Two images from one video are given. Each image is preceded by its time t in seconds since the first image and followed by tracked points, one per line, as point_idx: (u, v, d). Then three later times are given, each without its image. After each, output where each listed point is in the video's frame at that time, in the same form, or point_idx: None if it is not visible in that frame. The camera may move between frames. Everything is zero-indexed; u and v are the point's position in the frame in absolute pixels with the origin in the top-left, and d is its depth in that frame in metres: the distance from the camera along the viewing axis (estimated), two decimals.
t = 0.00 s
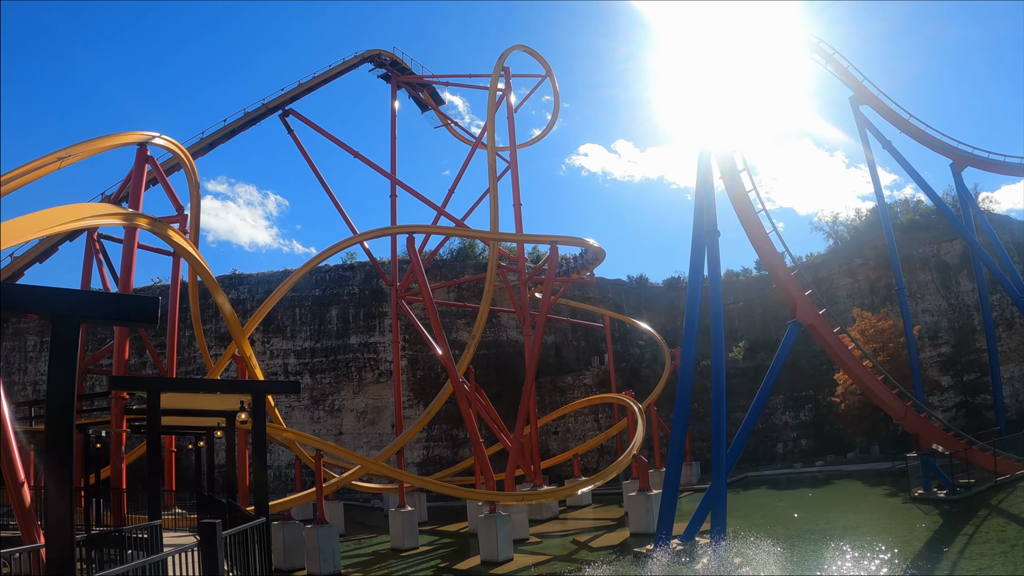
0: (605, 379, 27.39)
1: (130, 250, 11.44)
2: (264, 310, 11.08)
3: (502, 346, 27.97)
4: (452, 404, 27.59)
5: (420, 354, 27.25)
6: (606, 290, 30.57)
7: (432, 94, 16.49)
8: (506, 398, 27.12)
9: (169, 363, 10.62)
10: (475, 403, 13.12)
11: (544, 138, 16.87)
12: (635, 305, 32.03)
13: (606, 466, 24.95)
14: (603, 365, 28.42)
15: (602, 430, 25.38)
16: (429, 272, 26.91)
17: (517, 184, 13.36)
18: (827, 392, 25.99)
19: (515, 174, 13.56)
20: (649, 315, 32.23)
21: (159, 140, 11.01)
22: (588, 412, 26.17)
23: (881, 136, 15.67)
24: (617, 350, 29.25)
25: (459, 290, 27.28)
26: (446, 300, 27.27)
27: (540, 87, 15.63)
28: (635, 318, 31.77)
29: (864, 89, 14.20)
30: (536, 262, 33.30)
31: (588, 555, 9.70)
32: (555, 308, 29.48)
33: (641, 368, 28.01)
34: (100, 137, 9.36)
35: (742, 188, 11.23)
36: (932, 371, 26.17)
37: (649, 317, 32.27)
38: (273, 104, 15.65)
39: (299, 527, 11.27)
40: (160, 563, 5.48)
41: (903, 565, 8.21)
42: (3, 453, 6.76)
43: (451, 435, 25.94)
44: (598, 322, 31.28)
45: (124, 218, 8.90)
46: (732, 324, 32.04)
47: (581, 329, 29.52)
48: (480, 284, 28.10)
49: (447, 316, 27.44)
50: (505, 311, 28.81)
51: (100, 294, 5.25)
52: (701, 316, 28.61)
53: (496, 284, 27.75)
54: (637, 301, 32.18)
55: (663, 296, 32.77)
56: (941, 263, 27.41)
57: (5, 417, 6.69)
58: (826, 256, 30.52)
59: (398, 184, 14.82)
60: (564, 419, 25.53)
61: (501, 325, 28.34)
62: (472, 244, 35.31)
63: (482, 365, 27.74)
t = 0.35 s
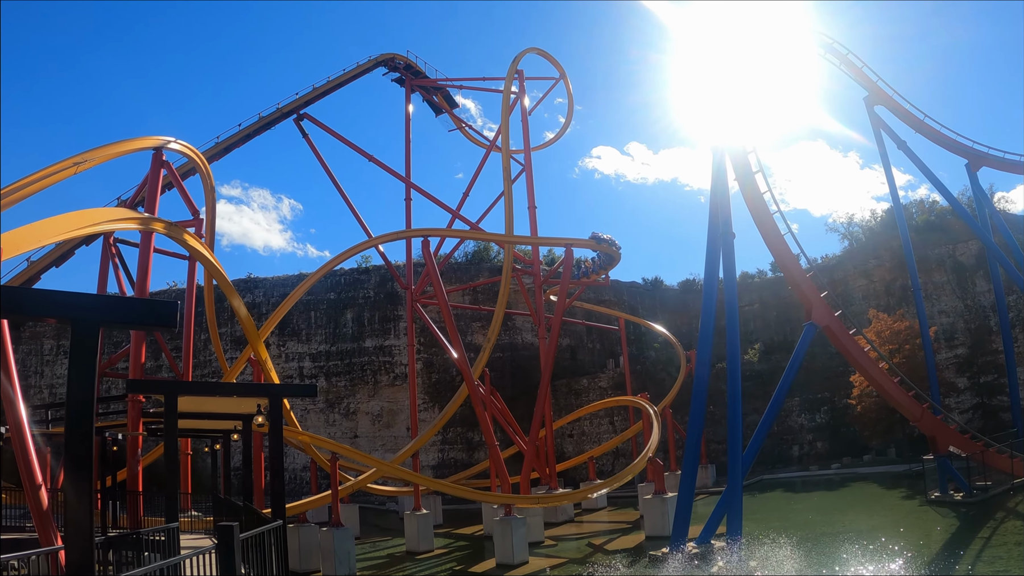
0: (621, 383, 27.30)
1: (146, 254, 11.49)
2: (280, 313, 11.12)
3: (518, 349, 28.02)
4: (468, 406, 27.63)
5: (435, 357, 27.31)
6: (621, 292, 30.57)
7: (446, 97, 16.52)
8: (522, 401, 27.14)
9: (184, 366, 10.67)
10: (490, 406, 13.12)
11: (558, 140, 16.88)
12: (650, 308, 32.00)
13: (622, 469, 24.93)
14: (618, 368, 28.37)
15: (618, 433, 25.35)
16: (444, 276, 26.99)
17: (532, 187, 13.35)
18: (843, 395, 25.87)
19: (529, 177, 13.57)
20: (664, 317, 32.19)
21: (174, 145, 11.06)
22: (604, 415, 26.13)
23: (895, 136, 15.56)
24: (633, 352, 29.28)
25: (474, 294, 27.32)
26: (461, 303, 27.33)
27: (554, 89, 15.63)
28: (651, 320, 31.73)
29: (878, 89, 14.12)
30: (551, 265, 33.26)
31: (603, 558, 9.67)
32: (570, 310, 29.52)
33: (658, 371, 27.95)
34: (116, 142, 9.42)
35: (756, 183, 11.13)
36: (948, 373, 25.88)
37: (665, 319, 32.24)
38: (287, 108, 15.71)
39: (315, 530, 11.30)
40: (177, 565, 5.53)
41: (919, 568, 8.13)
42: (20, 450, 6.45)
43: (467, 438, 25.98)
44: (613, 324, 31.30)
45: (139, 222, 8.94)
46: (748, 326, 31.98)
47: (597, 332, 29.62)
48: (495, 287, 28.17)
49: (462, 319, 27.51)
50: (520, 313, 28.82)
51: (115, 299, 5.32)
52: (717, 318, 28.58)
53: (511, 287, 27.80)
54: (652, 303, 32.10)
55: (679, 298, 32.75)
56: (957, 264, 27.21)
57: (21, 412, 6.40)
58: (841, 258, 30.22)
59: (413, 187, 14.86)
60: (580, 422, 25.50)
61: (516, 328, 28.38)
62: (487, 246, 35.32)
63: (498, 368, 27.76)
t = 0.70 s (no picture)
0: (659, 385, 26.92)
1: (185, 261, 11.62)
2: (318, 318, 11.21)
3: (555, 352, 28.02)
4: (506, 409, 27.69)
5: (473, 360, 27.36)
6: (657, 294, 30.49)
7: (480, 101, 16.56)
8: (561, 404, 27.17)
9: (223, 371, 10.77)
10: (528, 410, 13.10)
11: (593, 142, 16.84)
12: (688, 310, 31.89)
13: (660, 472, 24.86)
14: (655, 370, 28.22)
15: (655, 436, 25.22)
16: (481, 279, 27.11)
17: (567, 189, 13.33)
18: (882, 396, 25.55)
19: (564, 179, 13.55)
20: (702, 319, 32.09)
21: (211, 152, 11.18)
22: (641, 417, 26.03)
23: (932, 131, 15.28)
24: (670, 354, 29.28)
25: (511, 297, 27.37)
26: (499, 307, 27.42)
27: (587, 90, 15.59)
28: (689, 322, 31.65)
29: (914, 85, 13.89)
30: (587, 267, 33.24)
31: (642, 560, 9.62)
32: (607, 313, 29.52)
33: (695, 372, 27.80)
34: (154, 150, 9.56)
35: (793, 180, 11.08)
36: (988, 372, 25.36)
37: (702, 320, 32.14)
38: (323, 114, 15.84)
39: (353, 532, 11.38)
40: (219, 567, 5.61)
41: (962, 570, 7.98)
42: (62, 452, 6.22)
43: (504, 440, 26.05)
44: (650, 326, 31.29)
45: (178, 230, 9.05)
46: (787, 326, 31.77)
47: (634, 334, 29.65)
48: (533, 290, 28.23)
49: (500, 323, 27.62)
50: (558, 316, 28.81)
51: (154, 306, 5.39)
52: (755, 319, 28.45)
53: (549, 290, 27.85)
54: (689, 304, 31.93)
55: (715, 299, 32.60)
56: (996, 261, 26.66)
57: (61, 413, 6.20)
58: (879, 256, 30.15)
59: (448, 192, 14.91)
60: (617, 424, 25.40)
61: (553, 331, 28.34)
62: (522, 249, 35.34)
63: (536, 371, 27.79)
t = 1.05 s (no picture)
0: (706, 381, 26.50)
1: (233, 263, 11.74)
2: (365, 318, 11.36)
3: (602, 349, 28.01)
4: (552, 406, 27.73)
5: (520, 358, 27.44)
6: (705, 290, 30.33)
7: (523, 98, 16.60)
8: (608, 401, 27.17)
9: (273, 371, 10.91)
10: (576, 407, 13.06)
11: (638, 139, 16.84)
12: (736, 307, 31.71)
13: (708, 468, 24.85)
14: (702, 366, 28.06)
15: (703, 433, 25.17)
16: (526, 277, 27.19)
17: (612, 185, 13.30)
18: (932, 391, 25.19)
19: (609, 176, 13.49)
20: (749, 314, 31.89)
21: (258, 155, 11.29)
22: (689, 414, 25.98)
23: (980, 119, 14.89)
24: (718, 350, 29.22)
25: (557, 294, 27.39)
26: (545, 304, 27.44)
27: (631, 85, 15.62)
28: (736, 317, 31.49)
29: (959, 72, 13.57)
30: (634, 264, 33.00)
31: (690, 558, 9.56)
32: (654, 309, 29.47)
33: (743, 368, 27.62)
34: (202, 154, 9.69)
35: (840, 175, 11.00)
36: None
37: (749, 316, 31.95)
38: (367, 115, 15.97)
39: (401, 530, 11.52)
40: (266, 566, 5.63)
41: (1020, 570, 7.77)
42: (115, 450, 6.16)
43: (551, 438, 26.12)
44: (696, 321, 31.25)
45: (227, 232, 9.13)
46: (835, 321, 31.42)
47: (681, 330, 29.53)
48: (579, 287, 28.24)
49: (547, 320, 27.70)
50: (604, 313, 28.76)
51: (204, 306, 5.40)
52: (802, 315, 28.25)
53: (595, 287, 27.87)
54: (736, 300, 31.71)
55: (763, 294, 32.36)
56: None
57: (115, 412, 6.13)
58: (927, 249, 29.63)
59: (494, 190, 14.98)
60: (664, 421, 25.37)
61: (600, 327, 28.36)
62: (567, 247, 35.26)
63: (584, 368, 27.86)
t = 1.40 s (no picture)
0: (760, 370, 26.88)
1: (287, 258, 11.83)
2: (418, 309, 11.57)
3: (654, 339, 28.04)
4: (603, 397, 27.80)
5: (572, 349, 27.58)
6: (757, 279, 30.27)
7: (572, 88, 16.64)
8: (660, 391, 27.18)
9: (326, 363, 11.23)
10: (628, 398, 13.05)
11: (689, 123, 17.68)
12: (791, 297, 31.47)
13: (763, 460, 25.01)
14: (756, 355, 27.87)
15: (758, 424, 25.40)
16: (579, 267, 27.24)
17: (663, 174, 13.27)
18: (989, 382, 24.96)
19: (660, 165, 13.47)
20: (803, 304, 31.65)
21: (310, 150, 11.40)
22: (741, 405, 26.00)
23: None
24: (771, 340, 29.17)
25: (609, 284, 27.52)
26: (597, 294, 27.49)
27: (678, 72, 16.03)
28: (790, 307, 31.30)
29: (1013, 53, 13.23)
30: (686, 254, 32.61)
31: (741, 550, 9.50)
32: (706, 299, 29.44)
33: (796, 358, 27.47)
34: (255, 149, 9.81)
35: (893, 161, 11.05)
36: None
37: (803, 305, 31.71)
38: (417, 108, 16.01)
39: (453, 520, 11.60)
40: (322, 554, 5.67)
41: None
42: (174, 440, 6.14)
43: (604, 429, 26.21)
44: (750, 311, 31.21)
45: (282, 228, 9.22)
46: (889, 310, 31.10)
47: (733, 320, 29.43)
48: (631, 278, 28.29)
49: (598, 310, 27.84)
50: (657, 303, 28.78)
51: (256, 297, 5.36)
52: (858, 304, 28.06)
53: (647, 278, 27.92)
54: (790, 289, 31.52)
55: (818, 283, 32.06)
56: None
57: (174, 404, 6.12)
58: (983, 236, 28.97)
59: (545, 180, 15.08)
60: (718, 411, 25.57)
61: (652, 318, 28.57)
62: (619, 237, 34.78)
63: (636, 358, 27.79)
